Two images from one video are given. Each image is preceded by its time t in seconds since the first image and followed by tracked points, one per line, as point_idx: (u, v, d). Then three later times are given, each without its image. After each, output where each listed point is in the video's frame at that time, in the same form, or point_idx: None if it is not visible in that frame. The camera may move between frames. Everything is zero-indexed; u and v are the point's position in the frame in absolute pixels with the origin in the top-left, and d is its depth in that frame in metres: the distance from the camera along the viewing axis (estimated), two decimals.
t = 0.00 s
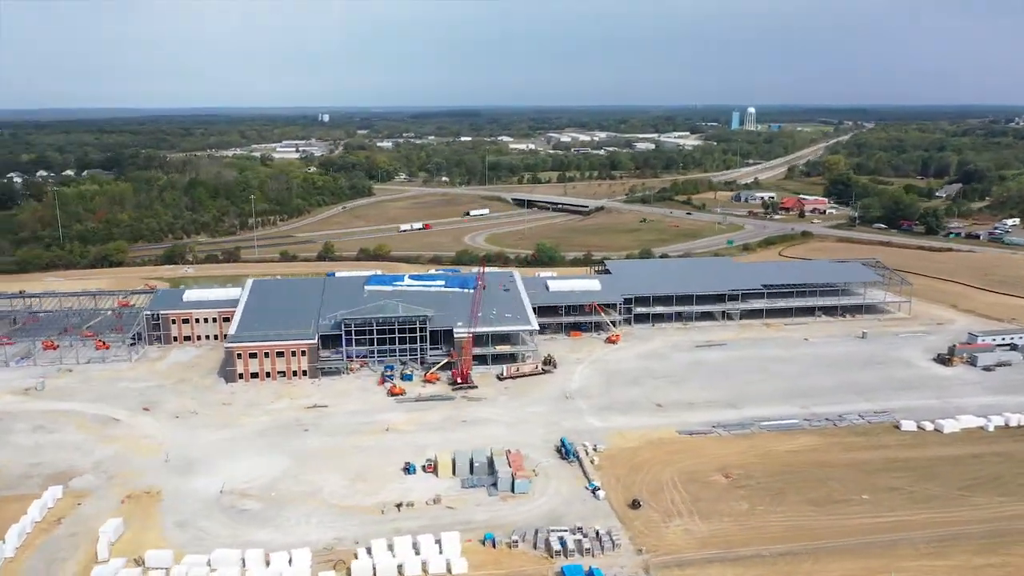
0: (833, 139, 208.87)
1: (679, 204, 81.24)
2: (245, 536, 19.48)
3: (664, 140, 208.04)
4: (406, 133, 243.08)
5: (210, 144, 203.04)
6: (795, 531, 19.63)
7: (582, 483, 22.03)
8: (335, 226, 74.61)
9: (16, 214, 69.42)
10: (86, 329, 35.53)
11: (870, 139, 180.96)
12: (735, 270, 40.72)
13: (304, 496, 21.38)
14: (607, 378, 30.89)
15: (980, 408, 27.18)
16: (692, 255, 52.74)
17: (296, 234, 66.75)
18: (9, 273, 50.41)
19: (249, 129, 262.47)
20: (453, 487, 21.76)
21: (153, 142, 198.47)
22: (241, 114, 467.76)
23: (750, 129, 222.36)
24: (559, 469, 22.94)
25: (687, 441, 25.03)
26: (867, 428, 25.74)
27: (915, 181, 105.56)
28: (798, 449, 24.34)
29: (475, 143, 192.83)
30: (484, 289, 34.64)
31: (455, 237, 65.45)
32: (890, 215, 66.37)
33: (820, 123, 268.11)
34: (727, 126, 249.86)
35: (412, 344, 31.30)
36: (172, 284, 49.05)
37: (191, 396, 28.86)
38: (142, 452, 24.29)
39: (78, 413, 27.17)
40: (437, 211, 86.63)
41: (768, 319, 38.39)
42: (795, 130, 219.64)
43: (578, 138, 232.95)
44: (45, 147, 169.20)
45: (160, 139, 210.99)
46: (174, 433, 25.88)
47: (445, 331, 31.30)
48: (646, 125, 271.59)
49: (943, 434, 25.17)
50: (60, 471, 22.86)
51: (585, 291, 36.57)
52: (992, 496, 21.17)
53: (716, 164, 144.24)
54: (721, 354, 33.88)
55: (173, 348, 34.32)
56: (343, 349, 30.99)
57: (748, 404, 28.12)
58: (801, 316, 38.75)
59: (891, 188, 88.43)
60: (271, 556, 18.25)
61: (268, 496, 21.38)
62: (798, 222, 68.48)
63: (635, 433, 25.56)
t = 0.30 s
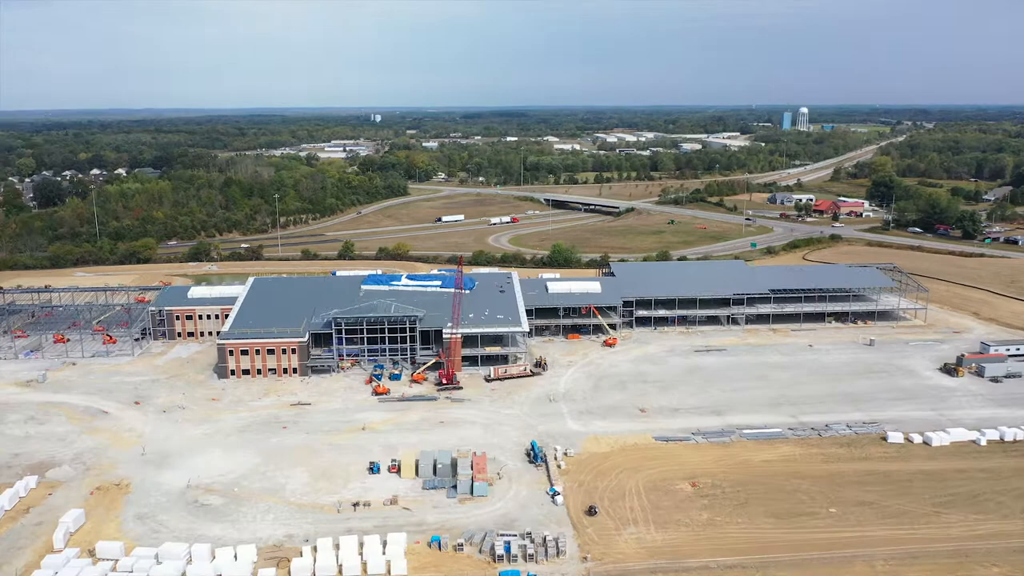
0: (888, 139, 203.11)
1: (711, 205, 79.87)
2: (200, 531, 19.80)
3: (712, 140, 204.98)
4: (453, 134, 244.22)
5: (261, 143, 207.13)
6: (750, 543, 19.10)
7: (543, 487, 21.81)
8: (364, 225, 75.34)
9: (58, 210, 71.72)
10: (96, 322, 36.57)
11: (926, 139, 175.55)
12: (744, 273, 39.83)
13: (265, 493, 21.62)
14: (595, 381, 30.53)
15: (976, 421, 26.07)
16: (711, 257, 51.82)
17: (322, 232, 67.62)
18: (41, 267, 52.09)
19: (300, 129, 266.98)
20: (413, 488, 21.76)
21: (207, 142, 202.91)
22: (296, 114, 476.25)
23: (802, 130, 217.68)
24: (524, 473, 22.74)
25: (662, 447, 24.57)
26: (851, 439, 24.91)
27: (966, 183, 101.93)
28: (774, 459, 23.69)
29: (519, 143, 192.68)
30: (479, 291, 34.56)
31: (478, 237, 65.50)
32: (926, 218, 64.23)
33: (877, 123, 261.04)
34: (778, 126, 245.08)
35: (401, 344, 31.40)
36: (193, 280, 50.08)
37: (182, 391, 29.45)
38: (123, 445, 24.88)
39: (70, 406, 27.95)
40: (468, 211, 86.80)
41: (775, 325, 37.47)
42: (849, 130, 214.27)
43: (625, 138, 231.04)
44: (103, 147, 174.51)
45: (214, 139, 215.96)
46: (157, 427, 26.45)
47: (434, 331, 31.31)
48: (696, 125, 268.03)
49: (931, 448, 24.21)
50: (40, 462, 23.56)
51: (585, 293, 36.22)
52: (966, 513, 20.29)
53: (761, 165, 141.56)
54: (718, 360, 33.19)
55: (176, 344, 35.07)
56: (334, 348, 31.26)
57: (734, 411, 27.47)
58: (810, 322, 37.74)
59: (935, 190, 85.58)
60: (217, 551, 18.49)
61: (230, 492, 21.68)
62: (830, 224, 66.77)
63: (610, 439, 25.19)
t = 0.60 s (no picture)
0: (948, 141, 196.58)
1: (746, 208, 78.30)
2: (157, 523, 20.16)
3: (762, 141, 201.22)
4: (501, 133, 244.82)
5: (312, 142, 210.85)
6: (700, 556, 18.62)
7: (503, 491, 21.65)
8: (393, 224, 75.95)
9: (100, 207, 74.01)
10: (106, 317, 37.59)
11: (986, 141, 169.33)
12: (752, 277, 38.97)
13: (228, 488, 21.90)
14: (582, 385, 30.21)
15: (970, 435, 24.97)
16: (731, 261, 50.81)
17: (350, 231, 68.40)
18: (72, 262, 53.75)
19: (351, 129, 270.66)
20: (373, 488, 21.79)
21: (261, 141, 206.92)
22: (351, 114, 482.98)
23: (857, 131, 212.20)
24: (488, 475, 22.60)
25: (634, 454, 24.15)
26: (831, 451, 24.12)
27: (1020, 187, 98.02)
28: (746, 469, 23.09)
29: (565, 143, 191.78)
30: (476, 291, 34.51)
31: (502, 237, 65.43)
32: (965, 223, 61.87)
33: (938, 124, 252.96)
34: (834, 127, 239.38)
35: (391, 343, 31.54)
36: (215, 276, 51.09)
37: (176, 386, 30.07)
38: (107, 437, 25.51)
39: (66, 397, 28.76)
40: (500, 211, 86.79)
41: (781, 331, 36.54)
42: (906, 131, 208.09)
43: (673, 138, 228.40)
44: (158, 146, 179.51)
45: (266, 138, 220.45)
46: (143, 419, 27.04)
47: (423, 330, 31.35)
48: (748, 126, 263.48)
49: (914, 462, 23.29)
50: (24, 451, 24.29)
51: (584, 295, 35.88)
52: (935, 531, 19.45)
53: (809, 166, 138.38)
54: (715, 365, 32.49)
55: (181, 339, 35.82)
56: (326, 346, 31.57)
57: (717, 418, 26.87)
58: (817, 328, 36.71)
59: (982, 194, 82.46)
60: (167, 543, 18.79)
61: (196, 486, 22.04)
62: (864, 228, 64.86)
63: (584, 444, 24.86)
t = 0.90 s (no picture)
0: (1010, 143, 189.34)
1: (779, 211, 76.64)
2: (118, 513, 20.64)
3: (813, 142, 196.67)
4: (548, 134, 244.47)
5: (362, 142, 213.59)
6: (644, 565, 18.26)
7: (461, 493, 21.56)
8: (422, 223, 76.39)
9: (139, 204, 76.15)
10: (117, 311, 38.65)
11: None
12: (759, 281, 38.11)
13: (194, 481, 22.30)
14: (568, 388, 29.96)
15: (957, 450, 23.97)
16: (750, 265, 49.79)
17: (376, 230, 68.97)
18: (102, 257, 55.37)
19: (400, 128, 273.35)
20: (333, 486, 21.93)
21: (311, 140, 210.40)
22: (404, 113, 487.77)
23: (913, 132, 205.92)
24: (450, 476, 22.55)
25: (603, 459, 23.82)
26: (808, 462, 23.44)
27: None
28: (715, 478, 22.58)
29: (611, 144, 190.21)
30: (471, 292, 34.49)
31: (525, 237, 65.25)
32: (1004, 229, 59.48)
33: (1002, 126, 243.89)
34: (891, 127, 232.70)
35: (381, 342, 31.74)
36: (236, 273, 52.06)
37: (170, 379, 30.75)
38: (93, 428, 26.21)
39: (64, 388, 29.64)
40: (532, 211, 86.55)
41: (785, 337, 35.64)
42: (966, 133, 201.33)
43: (723, 139, 225.11)
44: (210, 145, 183.95)
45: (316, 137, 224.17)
46: (131, 411, 27.71)
47: (413, 329, 31.47)
48: (802, 126, 257.85)
49: (891, 476, 22.47)
50: (11, 440, 25.13)
51: (582, 298, 35.57)
52: (895, 549, 18.75)
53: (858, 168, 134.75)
54: (709, 370, 31.86)
55: (186, 334, 36.59)
56: (318, 343, 31.94)
57: (697, 426, 26.33)
58: (824, 335, 35.69)
59: None
60: (120, 533, 19.22)
61: (164, 478, 22.49)
62: (898, 233, 62.91)
63: (554, 448, 24.61)
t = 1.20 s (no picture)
0: None
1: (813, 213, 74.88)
2: (82, 502, 21.17)
3: (865, 143, 191.74)
4: (595, 133, 243.39)
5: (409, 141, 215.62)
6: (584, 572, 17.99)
7: (418, 493, 21.56)
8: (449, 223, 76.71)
9: (176, 201, 78.12)
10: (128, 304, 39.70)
11: None
12: (764, 285, 37.24)
13: (162, 473, 22.73)
14: (553, 389, 29.71)
15: (940, 463, 23.06)
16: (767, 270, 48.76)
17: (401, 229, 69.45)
18: (131, 252, 56.91)
19: (448, 128, 274.85)
20: (294, 481, 22.15)
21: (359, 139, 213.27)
22: (455, 113, 490.62)
23: (972, 133, 199.18)
24: (412, 476, 22.57)
25: (570, 463, 23.55)
26: (779, 472, 22.82)
27: None
28: (679, 485, 22.15)
29: (656, 145, 188.40)
30: (465, 292, 34.48)
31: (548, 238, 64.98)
32: None
33: None
34: (950, 128, 225.51)
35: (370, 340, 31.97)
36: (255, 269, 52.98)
37: (165, 372, 31.43)
38: (80, 418, 26.94)
39: (62, 379, 30.55)
40: (562, 211, 86.16)
41: (787, 343, 34.77)
42: None
43: (772, 140, 221.19)
44: (259, 144, 187.68)
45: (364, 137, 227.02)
46: (120, 403, 28.41)
47: (401, 328, 31.59)
48: (857, 127, 251.65)
49: (863, 489, 21.72)
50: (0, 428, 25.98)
51: (578, 299, 35.25)
52: (848, 565, 18.12)
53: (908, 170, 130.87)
54: (700, 375, 31.27)
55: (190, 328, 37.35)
56: (309, 340, 32.32)
57: (674, 431, 25.85)
58: (827, 342, 34.71)
59: None
60: (77, 521, 19.71)
61: (134, 469, 22.99)
62: (932, 237, 60.89)
63: (524, 450, 24.42)
